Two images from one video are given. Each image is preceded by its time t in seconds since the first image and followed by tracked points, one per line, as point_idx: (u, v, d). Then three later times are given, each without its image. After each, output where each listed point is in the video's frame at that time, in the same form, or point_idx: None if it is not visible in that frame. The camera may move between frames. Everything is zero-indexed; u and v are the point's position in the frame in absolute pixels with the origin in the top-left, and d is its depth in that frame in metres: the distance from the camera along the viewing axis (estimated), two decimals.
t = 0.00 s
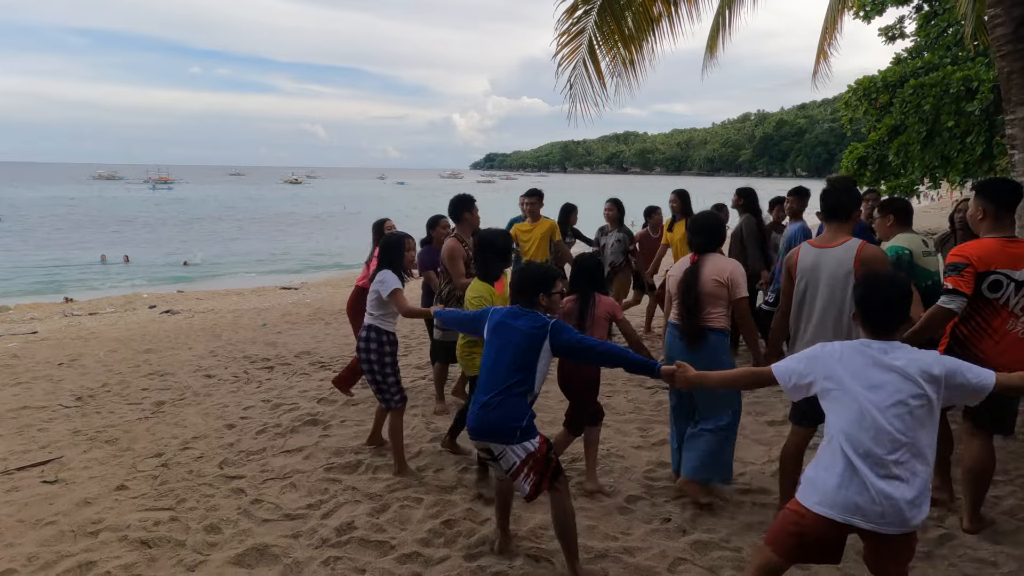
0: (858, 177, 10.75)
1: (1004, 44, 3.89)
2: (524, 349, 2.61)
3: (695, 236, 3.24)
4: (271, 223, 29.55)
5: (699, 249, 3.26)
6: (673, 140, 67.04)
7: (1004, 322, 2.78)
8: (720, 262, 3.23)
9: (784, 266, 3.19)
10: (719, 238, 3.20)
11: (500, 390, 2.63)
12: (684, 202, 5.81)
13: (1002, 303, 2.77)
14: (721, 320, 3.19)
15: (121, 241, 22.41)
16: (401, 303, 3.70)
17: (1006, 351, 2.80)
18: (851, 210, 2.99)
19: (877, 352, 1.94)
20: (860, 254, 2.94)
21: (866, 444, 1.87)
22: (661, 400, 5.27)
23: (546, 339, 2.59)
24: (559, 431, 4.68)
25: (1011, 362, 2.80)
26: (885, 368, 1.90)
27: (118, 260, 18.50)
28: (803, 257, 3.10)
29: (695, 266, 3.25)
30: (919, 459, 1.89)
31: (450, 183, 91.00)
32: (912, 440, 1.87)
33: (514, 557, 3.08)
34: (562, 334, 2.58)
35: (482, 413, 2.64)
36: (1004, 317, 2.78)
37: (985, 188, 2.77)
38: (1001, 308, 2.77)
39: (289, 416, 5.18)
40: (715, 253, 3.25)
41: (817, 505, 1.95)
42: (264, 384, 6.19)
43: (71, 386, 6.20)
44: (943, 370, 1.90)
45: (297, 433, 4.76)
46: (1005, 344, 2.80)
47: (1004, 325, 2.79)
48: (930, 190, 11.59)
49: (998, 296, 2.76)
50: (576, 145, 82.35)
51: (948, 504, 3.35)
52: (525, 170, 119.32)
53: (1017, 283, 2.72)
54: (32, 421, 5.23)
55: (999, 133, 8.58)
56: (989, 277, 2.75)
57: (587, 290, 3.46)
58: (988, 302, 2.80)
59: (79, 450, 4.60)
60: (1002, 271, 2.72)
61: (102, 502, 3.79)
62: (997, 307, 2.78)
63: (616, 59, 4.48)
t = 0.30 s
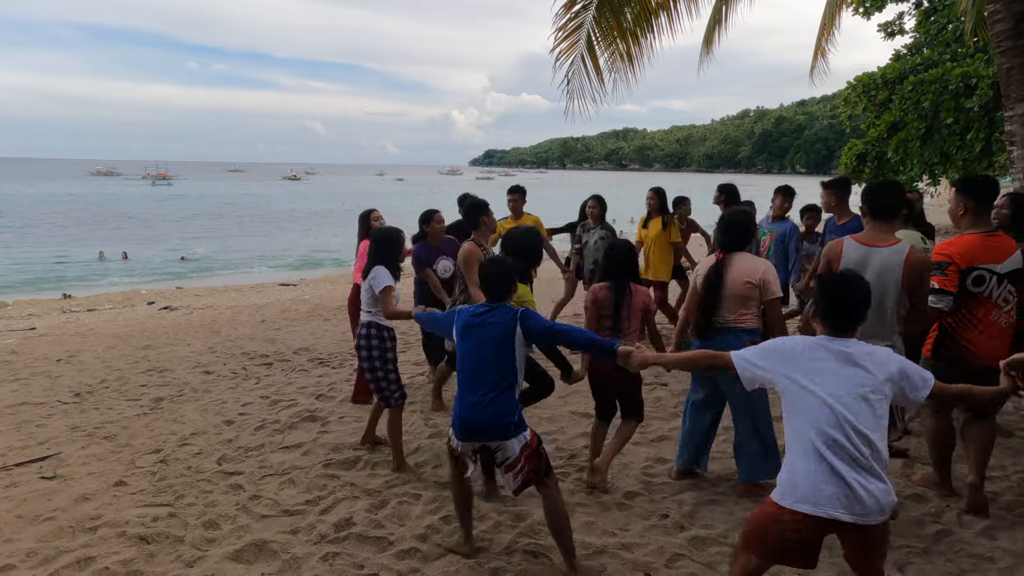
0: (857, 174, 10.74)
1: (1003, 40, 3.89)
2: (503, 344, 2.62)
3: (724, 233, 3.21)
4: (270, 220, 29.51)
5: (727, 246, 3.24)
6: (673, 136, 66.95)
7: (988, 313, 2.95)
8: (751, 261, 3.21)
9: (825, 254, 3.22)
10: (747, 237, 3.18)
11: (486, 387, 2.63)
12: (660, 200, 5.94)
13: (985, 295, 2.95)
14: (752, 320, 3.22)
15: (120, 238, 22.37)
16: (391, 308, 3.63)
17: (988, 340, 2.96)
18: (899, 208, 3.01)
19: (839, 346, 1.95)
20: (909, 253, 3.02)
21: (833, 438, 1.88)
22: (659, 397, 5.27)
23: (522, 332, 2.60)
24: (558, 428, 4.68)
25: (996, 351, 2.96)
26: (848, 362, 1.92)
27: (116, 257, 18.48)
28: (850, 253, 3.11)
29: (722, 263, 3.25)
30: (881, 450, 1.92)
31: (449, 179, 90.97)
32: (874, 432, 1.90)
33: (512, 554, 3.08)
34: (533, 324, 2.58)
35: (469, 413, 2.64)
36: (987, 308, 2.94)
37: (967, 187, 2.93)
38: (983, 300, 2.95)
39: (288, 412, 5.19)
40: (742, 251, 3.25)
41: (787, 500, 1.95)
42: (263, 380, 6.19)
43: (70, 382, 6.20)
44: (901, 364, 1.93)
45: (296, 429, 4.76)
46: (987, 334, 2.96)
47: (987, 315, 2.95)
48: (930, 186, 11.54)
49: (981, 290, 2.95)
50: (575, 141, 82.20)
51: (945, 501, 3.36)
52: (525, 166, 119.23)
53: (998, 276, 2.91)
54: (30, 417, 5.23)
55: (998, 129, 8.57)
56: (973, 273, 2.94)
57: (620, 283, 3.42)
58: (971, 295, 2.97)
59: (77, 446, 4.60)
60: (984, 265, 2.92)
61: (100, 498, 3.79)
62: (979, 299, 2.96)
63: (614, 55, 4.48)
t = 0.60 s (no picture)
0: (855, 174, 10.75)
1: (1000, 42, 3.89)
2: (450, 320, 2.73)
3: (754, 232, 3.38)
4: (268, 219, 29.46)
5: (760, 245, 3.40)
6: (672, 136, 66.93)
7: (982, 306, 3.13)
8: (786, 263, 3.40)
9: (852, 251, 3.12)
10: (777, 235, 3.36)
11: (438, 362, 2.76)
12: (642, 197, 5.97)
13: (976, 289, 3.12)
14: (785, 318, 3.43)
15: (118, 237, 22.33)
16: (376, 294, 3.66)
17: (982, 331, 3.15)
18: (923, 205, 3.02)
19: (771, 321, 2.11)
20: (940, 251, 3.00)
21: (759, 404, 2.05)
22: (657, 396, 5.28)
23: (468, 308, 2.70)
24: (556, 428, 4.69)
25: (988, 341, 3.16)
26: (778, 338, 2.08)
27: (114, 257, 18.44)
28: (885, 250, 3.03)
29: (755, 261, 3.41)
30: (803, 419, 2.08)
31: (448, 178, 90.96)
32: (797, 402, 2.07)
33: (511, 554, 3.08)
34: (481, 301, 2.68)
35: (424, 387, 2.78)
36: (980, 301, 3.13)
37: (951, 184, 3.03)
38: (976, 293, 3.12)
39: (286, 412, 5.18)
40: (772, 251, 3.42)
41: (720, 467, 2.10)
42: (261, 380, 6.19)
43: (67, 383, 6.19)
44: (826, 340, 2.09)
45: (295, 430, 4.76)
46: (982, 325, 3.14)
47: (981, 308, 3.13)
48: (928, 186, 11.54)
49: (971, 283, 3.12)
50: (574, 140, 82.17)
51: (943, 501, 3.36)
52: (524, 166, 119.18)
53: (987, 270, 3.08)
54: (27, 418, 5.22)
55: (996, 131, 8.59)
56: (962, 268, 3.11)
57: (661, 289, 3.33)
58: (963, 289, 3.14)
59: (75, 447, 4.59)
60: (972, 261, 3.08)
61: (97, 499, 3.78)
62: (971, 293, 3.13)
63: (613, 55, 4.48)
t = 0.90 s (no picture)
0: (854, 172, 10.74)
1: (1000, 39, 3.89)
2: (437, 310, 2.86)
3: (763, 230, 3.40)
4: (266, 217, 29.41)
5: (768, 242, 3.43)
6: (671, 133, 66.90)
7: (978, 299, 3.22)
8: (794, 260, 3.42)
9: (858, 255, 3.19)
10: (788, 233, 3.37)
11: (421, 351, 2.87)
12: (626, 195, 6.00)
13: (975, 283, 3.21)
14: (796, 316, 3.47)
15: (116, 235, 22.31)
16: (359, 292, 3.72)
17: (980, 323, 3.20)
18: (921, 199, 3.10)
19: (714, 318, 2.22)
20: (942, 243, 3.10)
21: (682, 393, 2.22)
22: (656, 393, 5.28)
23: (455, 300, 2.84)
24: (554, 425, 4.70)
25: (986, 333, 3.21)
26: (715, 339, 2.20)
27: (112, 254, 18.41)
28: (890, 247, 3.11)
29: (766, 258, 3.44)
30: (727, 416, 2.24)
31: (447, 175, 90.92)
32: (723, 399, 2.23)
33: (509, 551, 3.08)
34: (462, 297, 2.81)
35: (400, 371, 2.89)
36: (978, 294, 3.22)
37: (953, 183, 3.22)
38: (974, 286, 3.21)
39: (284, 409, 5.18)
40: (781, 248, 3.43)
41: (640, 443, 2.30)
42: (259, 377, 6.18)
43: (65, 380, 6.19)
44: (758, 343, 2.20)
45: (294, 427, 4.75)
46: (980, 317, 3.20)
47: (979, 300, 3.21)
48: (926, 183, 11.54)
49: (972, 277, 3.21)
50: (573, 138, 82.13)
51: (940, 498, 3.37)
52: (522, 163, 119.07)
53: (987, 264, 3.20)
54: (25, 415, 5.22)
55: (995, 128, 8.59)
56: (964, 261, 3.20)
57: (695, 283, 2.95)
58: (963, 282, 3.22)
59: (73, 444, 4.59)
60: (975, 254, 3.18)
61: (96, 495, 3.78)
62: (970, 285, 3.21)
63: (612, 52, 4.48)
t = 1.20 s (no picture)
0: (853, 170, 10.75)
1: (1000, 37, 3.88)
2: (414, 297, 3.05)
3: (769, 221, 3.41)
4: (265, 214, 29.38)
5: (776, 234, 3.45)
6: (671, 131, 66.86)
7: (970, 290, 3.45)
8: (800, 249, 3.44)
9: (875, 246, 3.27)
10: (791, 224, 3.41)
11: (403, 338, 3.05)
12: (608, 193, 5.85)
13: (970, 275, 3.44)
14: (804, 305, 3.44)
15: (115, 232, 22.28)
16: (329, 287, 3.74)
17: (972, 312, 3.46)
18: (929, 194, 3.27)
19: (607, 308, 2.40)
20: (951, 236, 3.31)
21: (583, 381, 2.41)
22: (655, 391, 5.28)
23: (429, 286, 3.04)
24: (554, 422, 4.70)
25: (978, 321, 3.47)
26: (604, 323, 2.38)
27: (111, 251, 18.40)
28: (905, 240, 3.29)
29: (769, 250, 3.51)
30: (630, 403, 2.34)
31: (447, 173, 90.89)
32: (621, 383, 2.35)
33: (509, 548, 3.09)
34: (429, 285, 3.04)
35: (382, 357, 3.06)
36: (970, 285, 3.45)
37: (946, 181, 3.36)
38: (968, 278, 3.43)
39: (284, 406, 5.18)
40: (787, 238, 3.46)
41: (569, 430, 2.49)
42: (259, 375, 6.18)
43: (65, 377, 6.19)
44: (646, 330, 2.34)
45: (293, 424, 4.76)
46: (971, 307, 3.46)
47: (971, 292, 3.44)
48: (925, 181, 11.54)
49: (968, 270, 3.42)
50: (572, 136, 82.09)
51: (938, 495, 3.38)
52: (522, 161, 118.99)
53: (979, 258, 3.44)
54: (24, 412, 5.22)
55: (994, 127, 8.59)
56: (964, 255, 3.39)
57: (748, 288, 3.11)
58: (961, 274, 3.41)
59: (72, 441, 4.59)
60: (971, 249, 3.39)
61: (95, 493, 3.79)
62: (964, 277, 3.43)
63: (612, 50, 4.47)
